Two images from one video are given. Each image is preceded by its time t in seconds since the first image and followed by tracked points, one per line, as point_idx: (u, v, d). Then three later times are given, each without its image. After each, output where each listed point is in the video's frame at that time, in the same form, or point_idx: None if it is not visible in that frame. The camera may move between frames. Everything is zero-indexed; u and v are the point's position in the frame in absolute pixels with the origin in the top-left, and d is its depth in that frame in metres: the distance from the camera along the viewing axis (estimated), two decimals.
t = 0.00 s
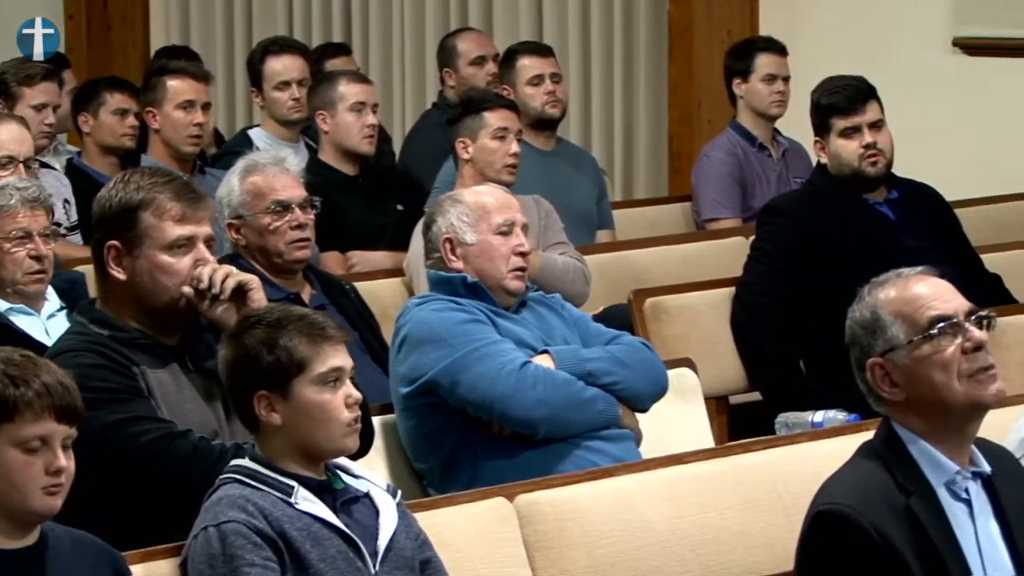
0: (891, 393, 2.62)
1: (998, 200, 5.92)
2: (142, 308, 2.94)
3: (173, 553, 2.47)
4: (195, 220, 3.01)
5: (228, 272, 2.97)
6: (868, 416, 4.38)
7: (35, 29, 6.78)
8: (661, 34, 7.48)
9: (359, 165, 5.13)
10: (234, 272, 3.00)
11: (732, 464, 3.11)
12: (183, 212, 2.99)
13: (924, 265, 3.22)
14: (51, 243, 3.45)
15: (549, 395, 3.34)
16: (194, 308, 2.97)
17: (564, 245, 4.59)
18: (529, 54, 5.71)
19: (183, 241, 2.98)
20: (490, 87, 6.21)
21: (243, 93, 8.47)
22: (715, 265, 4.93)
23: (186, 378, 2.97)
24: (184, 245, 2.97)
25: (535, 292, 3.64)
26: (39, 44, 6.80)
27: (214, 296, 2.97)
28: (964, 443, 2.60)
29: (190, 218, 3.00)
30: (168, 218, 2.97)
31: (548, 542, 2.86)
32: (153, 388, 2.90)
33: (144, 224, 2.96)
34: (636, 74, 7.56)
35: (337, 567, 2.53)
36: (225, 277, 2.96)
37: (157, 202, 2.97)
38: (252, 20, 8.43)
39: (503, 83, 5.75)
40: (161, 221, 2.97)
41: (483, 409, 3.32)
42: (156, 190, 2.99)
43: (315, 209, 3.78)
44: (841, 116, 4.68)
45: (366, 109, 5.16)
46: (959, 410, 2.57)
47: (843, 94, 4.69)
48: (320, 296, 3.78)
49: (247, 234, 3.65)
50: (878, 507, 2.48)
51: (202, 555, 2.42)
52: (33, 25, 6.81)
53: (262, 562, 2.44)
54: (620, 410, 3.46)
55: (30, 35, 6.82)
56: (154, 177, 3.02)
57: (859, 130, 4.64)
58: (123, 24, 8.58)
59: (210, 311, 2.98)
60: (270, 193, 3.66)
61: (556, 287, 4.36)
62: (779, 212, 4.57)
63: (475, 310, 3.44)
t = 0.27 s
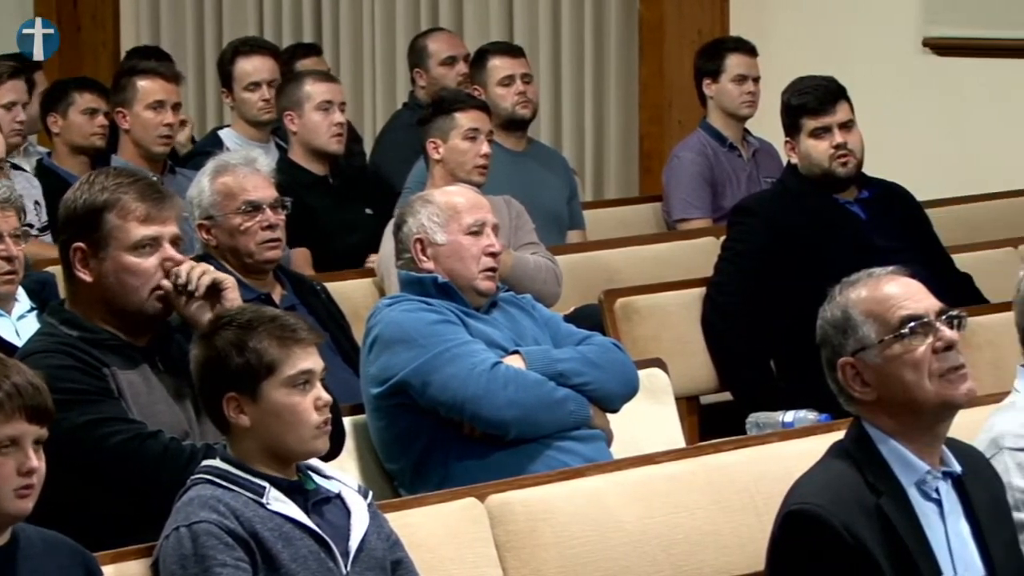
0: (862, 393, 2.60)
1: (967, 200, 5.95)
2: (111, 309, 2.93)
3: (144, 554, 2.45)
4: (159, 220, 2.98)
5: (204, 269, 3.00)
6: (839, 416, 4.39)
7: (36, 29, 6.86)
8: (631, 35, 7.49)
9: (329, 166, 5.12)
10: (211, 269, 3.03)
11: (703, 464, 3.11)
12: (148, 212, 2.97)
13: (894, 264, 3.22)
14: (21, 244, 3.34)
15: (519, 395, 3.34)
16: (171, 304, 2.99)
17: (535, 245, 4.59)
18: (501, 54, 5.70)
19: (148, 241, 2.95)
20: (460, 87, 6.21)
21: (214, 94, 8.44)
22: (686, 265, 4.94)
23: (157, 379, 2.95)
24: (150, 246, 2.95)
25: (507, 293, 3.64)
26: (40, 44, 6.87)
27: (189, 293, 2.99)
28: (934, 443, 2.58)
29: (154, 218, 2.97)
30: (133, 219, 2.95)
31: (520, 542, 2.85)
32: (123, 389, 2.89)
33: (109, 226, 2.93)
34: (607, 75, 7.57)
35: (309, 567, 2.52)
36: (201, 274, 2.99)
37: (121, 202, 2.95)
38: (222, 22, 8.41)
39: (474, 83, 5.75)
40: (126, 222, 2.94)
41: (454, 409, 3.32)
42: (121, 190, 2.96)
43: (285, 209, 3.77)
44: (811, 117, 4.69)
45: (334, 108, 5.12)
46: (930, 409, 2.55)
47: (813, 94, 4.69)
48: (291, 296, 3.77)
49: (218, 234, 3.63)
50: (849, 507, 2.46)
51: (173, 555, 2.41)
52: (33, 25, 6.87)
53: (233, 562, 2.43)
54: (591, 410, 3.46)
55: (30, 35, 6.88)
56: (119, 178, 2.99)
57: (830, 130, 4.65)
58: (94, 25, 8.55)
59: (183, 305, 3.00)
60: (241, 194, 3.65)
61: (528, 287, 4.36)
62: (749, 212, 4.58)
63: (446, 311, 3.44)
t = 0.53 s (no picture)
0: (838, 393, 2.58)
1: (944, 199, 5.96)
2: (90, 310, 2.92)
3: (121, 555, 2.44)
4: (140, 220, 2.97)
5: (176, 273, 2.98)
6: (816, 416, 4.40)
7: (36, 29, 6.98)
8: (609, 36, 7.51)
9: (305, 166, 5.11)
10: (183, 274, 3.01)
11: (681, 463, 3.10)
12: (129, 212, 2.95)
13: (872, 265, 3.22)
14: None
15: (497, 396, 3.33)
16: (143, 309, 2.95)
17: (512, 245, 4.59)
18: (478, 54, 5.70)
19: (128, 241, 2.94)
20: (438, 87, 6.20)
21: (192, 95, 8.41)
22: (663, 265, 4.94)
23: (134, 381, 2.94)
24: (131, 246, 2.94)
25: (484, 293, 3.63)
26: (40, 44, 7.00)
27: (162, 298, 2.96)
28: (911, 444, 2.57)
29: (135, 218, 2.96)
30: (113, 219, 2.93)
31: (498, 543, 2.84)
32: (100, 390, 2.88)
33: (88, 226, 2.92)
34: (584, 75, 7.59)
35: (286, 568, 2.51)
36: (174, 278, 2.96)
37: (101, 203, 2.93)
38: (200, 22, 8.39)
39: (451, 83, 5.74)
40: (106, 222, 2.93)
41: (431, 410, 3.31)
42: (101, 190, 2.95)
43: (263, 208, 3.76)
44: (789, 117, 4.70)
45: (308, 108, 5.10)
46: (906, 410, 2.53)
47: (790, 95, 4.71)
48: (269, 297, 3.76)
49: (196, 234, 3.62)
50: (825, 506, 2.44)
51: (151, 556, 2.40)
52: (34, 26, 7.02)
53: (211, 562, 2.42)
54: (569, 411, 3.46)
55: (32, 35, 7.02)
56: (98, 178, 2.97)
57: (807, 130, 4.67)
58: (72, 25, 8.48)
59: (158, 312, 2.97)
60: (218, 194, 3.64)
61: (506, 287, 4.36)
62: (727, 212, 4.59)
63: (424, 311, 3.43)
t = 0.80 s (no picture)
0: (816, 393, 2.59)
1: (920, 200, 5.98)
2: (66, 310, 2.90)
3: (99, 555, 2.44)
4: (115, 221, 2.96)
5: (158, 270, 2.99)
6: (794, 415, 4.40)
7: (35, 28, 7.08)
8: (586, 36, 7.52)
9: (282, 166, 5.11)
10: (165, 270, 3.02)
11: (660, 463, 3.10)
12: (104, 213, 2.94)
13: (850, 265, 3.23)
14: None
15: (475, 396, 3.33)
16: (126, 306, 2.96)
17: (491, 246, 4.59)
18: (455, 55, 5.71)
19: (103, 242, 2.93)
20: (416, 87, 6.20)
21: (169, 96, 8.40)
22: (640, 265, 4.94)
23: (112, 381, 2.93)
24: (106, 247, 2.93)
25: (462, 293, 3.63)
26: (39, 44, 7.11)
27: (145, 294, 2.97)
28: (888, 444, 2.57)
29: (110, 219, 2.95)
30: (88, 220, 2.92)
31: (476, 542, 2.83)
32: (78, 391, 2.87)
33: (63, 227, 2.91)
34: (562, 75, 7.59)
35: (265, 569, 2.51)
36: (157, 274, 2.98)
37: (76, 203, 2.92)
38: (178, 23, 8.38)
39: (428, 83, 5.75)
40: (82, 223, 2.92)
41: (409, 410, 3.31)
42: (76, 191, 2.94)
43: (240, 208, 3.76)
44: (766, 117, 4.72)
45: (286, 109, 5.09)
46: (883, 411, 2.54)
47: (768, 95, 4.72)
48: (246, 298, 3.77)
49: (173, 234, 3.62)
50: (801, 506, 2.44)
51: (129, 557, 2.39)
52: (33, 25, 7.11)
53: (190, 563, 2.41)
54: (546, 411, 3.46)
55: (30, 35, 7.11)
56: (74, 178, 2.96)
57: (784, 130, 4.68)
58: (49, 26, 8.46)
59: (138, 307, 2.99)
60: (196, 194, 3.63)
61: (484, 287, 4.36)
62: (704, 212, 4.59)
63: (401, 312, 3.43)
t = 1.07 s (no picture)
0: (794, 392, 2.59)
1: (896, 200, 6.00)
2: (40, 309, 2.90)
3: (73, 557, 2.42)
4: (79, 213, 2.95)
5: (136, 294, 2.97)
6: (770, 415, 4.41)
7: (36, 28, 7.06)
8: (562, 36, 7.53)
9: (258, 167, 5.10)
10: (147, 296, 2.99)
11: (635, 463, 3.10)
12: (67, 206, 2.93)
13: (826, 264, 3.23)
14: None
15: (451, 397, 3.33)
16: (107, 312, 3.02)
17: (467, 247, 4.58)
18: (430, 55, 5.70)
19: (69, 236, 2.92)
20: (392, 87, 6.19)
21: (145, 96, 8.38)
22: (616, 264, 4.94)
23: (89, 381, 2.92)
24: (73, 240, 2.92)
25: (438, 293, 3.63)
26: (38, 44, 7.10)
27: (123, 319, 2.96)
28: (866, 444, 2.57)
29: (74, 212, 2.94)
30: (53, 215, 2.92)
31: (452, 543, 2.82)
32: (54, 391, 2.85)
33: (28, 225, 2.90)
34: (538, 75, 7.60)
35: (239, 570, 2.50)
36: (133, 298, 2.96)
37: (39, 200, 2.91)
38: (154, 23, 8.36)
39: (404, 84, 5.74)
40: (46, 219, 2.91)
41: (385, 411, 3.30)
42: (39, 188, 2.93)
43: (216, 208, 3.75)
44: (742, 117, 4.72)
45: (263, 111, 5.08)
46: (860, 411, 2.54)
47: (744, 95, 4.73)
48: (221, 298, 3.76)
49: (149, 235, 3.61)
50: (777, 507, 2.44)
51: (103, 558, 2.38)
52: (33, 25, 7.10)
53: (164, 565, 2.40)
54: (522, 412, 3.46)
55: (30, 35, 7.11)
56: (35, 177, 2.95)
57: (760, 130, 4.68)
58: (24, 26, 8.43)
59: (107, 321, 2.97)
60: (171, 194, 3.63)
61: (460, 288, 4.35)
62: (680, 213, 4.59)
63: (377, 312, 3.42)
